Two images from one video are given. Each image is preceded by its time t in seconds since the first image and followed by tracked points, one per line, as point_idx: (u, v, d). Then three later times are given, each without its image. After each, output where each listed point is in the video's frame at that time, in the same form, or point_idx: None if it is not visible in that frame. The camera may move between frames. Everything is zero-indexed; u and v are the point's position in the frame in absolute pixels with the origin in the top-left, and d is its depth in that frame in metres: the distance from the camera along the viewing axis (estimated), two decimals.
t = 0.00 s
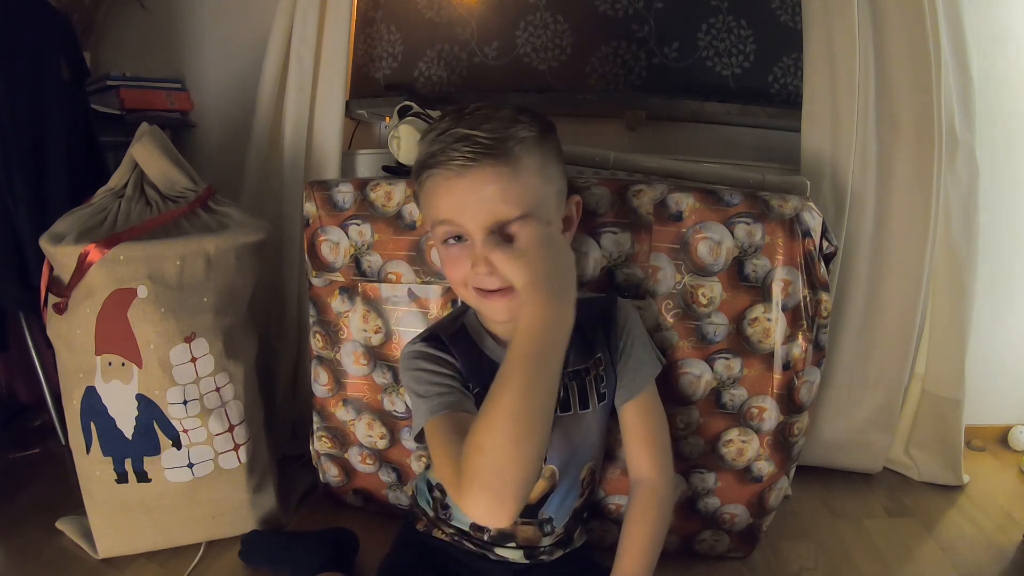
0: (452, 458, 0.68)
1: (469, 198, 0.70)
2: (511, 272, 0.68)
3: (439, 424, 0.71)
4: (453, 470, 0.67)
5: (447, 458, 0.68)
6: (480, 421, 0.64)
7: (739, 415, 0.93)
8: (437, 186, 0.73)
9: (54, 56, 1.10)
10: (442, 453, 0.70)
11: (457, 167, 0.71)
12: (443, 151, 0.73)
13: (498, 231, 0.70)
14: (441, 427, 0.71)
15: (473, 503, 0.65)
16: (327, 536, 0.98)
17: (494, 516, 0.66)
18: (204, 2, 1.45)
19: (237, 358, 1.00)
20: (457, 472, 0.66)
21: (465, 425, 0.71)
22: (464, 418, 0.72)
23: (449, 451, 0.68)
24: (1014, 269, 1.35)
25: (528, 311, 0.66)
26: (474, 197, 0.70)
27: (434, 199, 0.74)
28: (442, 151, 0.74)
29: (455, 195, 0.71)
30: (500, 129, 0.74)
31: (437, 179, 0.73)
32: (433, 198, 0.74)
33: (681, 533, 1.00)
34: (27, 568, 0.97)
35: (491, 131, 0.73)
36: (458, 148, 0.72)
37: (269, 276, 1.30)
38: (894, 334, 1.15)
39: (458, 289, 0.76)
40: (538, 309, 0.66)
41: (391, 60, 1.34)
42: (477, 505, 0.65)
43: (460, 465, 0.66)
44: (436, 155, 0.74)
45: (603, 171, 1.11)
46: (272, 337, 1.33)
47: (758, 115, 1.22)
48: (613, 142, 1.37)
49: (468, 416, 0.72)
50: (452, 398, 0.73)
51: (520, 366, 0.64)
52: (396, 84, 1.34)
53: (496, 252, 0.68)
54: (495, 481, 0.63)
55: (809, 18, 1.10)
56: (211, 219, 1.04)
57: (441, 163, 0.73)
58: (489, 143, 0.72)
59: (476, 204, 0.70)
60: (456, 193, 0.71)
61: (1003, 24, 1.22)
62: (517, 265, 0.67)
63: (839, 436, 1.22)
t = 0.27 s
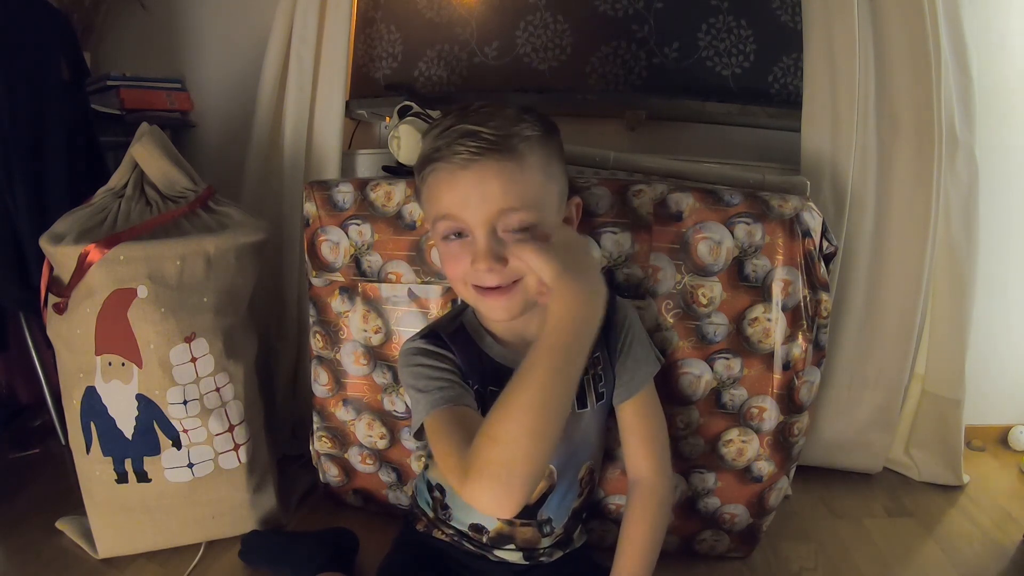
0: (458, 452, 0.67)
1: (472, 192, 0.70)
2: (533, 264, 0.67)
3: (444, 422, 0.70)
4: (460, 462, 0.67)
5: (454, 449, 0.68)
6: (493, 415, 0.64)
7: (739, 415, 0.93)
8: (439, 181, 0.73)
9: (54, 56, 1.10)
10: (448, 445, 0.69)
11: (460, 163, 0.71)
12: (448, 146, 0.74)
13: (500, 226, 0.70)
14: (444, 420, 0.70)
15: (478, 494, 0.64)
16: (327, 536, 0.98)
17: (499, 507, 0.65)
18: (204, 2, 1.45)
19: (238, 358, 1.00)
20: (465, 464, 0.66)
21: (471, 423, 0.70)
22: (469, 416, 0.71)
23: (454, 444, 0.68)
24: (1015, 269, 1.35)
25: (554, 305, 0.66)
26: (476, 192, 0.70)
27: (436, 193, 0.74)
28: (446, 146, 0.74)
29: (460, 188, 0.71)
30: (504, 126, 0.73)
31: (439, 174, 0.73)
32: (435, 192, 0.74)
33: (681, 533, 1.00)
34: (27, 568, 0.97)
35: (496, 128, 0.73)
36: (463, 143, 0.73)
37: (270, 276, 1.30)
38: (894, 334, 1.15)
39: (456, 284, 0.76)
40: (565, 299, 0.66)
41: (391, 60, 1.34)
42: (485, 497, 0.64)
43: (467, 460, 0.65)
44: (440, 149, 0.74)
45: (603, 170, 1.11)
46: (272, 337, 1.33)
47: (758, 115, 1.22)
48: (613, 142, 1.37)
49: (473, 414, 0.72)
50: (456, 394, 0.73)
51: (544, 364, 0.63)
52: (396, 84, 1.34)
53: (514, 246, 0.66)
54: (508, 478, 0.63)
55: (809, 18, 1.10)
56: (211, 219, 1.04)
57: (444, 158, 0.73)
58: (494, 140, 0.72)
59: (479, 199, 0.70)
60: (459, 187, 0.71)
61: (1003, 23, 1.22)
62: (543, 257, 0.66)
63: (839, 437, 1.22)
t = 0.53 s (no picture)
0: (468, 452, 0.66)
1: (475, 184, 0.71)
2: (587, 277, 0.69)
3: (450, 421, 0.69)
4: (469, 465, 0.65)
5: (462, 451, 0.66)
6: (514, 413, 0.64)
7: (739, 416, 0.93)
8: (442, 172, 0.74)
9: (55, 56, 1.10)
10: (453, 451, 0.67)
11: (465, 154, 0.72)
12: (452, 138, 0.74)
13: (501, 218, 0.71)
14: (448, 423, 0.69)
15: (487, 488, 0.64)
16: (327, 536, 0.98)
17: (508, 508, 0.65)
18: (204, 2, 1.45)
19: (238, 358, 1.00)
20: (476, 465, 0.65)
21: (478, 421, 0.70)
22: (476, 414, 0.71)
23: (460, 447, 0.67)
24: (1015, 269, 1.35)
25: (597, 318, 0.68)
26: (480, 183, 0.71)
27: (438, 188, 0.74)
28: (451, 139, 0.75)
29: (463, 180, 0.72)
30: (508, 121, 0.75)
31: (442, 165, 0.74)
32: (437, 185, 0.74)
33: (681, 533, 1.00)
34: (27, 568, 0.97)
35: (500, 123, 0.74)
36: (466, 137, 0.73)
37: (269, 275, 1.30)
38: (894, 334, 1.15)
39: (455, 279, 0.75)
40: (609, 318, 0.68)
41: (391, 60, 1.34)
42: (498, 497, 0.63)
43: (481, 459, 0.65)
44: (444, 142, 0.75)
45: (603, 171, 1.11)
46: (272, 337, 1.33)
47: (758, 115, 1.22)
48: (613, 142, 1.37)
49: (478, 412, 0.72)
50: (461, 392, 0.73)
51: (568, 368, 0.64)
52: (396, 84, 1.34)
53: (558, 223, 0.68)
54: (526, 474, 0.62)
55: (809, 18, 1.10)
56: (211, 219, 1.04)
57: (449, 150, 0.74)
58: (498, 134, 0.73)
59: (483, 191, 0.71)
60: (461, 179, 0.72)
61: (1004, 23, 1.22)
62: (598, 268, 0.69)
63: (839, 437, 1.22)
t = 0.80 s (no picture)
0: (492, 445, 0.67)
1: (479, 184, 0.71)
2: (581, 261, 0.71)
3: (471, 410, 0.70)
4: (495, 457, 0.67)
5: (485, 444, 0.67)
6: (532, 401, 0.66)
7: (739, 415, 0.93)
8: (447, 172, 0.73)
9: (54, 56, 1.10)
10: (475, 446, 0.68)
11: (469, 155, 0.72)
12: (456, 138, 0.74)
13: (505, 218, 0.71)
14: (465, 418, 0.69)
15: (513, 477, 0.66)
16: (327, 536, 0.98)
17: (546, 493, 0.67)
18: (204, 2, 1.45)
19: (238, 358, 1.00)
20: (503, 456, 0.66)
21: (499, 407, 0.70)
22: (492, 402, 0.71)
23: (481, 435, 0.68)
24: (1015, 269, 1.35)
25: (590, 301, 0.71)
26: (483, 183, 0.71)
27: (441, 187, 0.74)
28: (454, 138, 0.74)
29: (467, 180, 0.71)
30: (511, 121, 0.75)
31: (447, 166, 0.74)
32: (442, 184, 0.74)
33: (681, 533, 1.00)
34: (27, 568, 0.97)
35: (503, 122, 0.74)
36: (470, 136, 0.73)
37: (269, 275, 1.30)
38: (894, 334, 1.15)
39: (459, 278, 0.75)
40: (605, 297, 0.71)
41: (391, 60, 1.34)
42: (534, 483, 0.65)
43: (507, 450, 0.66)
44: (448, 142, 0.75)
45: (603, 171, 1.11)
46: (272, 337, 1.33)
47: (758, 115, 1.23)
48: (613, 142, 1.37)
49: (497, 401, 0.72)
50: (477, 383, 0.73)
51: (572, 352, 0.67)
52: (396, 84, 1.34)
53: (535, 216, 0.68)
54: (559, 459, 0.64)
55: (809, 18, 1.10)
56: (211, 219, 1.04)
57: (452, 150, 0.74)
58: (502, 134, 0.73)
59: (487, 191, 0.71)
60: (466, 178, 0.72)
61: (1003, 23, 1.22)
62: (589, 253, 0.71)
63: (839, 437, 1.22)
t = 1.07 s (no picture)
0: (496, 445, 0.66)
1: (483, 184, 0.71)
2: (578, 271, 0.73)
3: (474, 410, 0.69)
4: (498, 458, 0.66)
5: (488, 445, 0.67)
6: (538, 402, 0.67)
7: (739, 415, 0.93)
8: (451, 172, 0.74)
9: (54, 56, 1.10)
10: (478, 447, 0.68)
11: (474, 155, 0.72)
12: (461, 138, 0.74)
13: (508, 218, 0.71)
14: (468, 418, 0.69)
15: (514, 475, 0.66)
16: (327, 536, 0.98)
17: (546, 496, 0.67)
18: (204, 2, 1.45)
19: (238, 358, 1.00)
20: (506, 456, 0.66)
21: (502, 407, 0.70)
22: (495, 403, 0.71)
23: (484, 433, 0.68)
24: (1014, 269, 1.35)
25: (587, 311, 0.74)
26: (487, 183, 0.71)
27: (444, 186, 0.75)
28: (459, 138, 0.75)
29: (471, 180, 0.72)
30: (515, 122, 0.75)
31: (451, 165, 0.74)
32: (446, 183, 0.74)
33: (681, 532, 1.00)
34: (26, 568, 0.97)
35: (508, 123, 0.75)
36: (475, 136, 0.74)
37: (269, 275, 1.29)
38: (894, 334, 1.15)
39: (461, 278, 0.75)
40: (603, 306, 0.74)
41: (390, 60, 1.34)
42: (537, 486, 0.65)
43: (511, 450, 0.65)
44: (452, 142, 0.75)
45: (604, 171, 1.11)
46: (272, 337, 1.33)
47: (758, 115, 1.23)
48: (614, 142, 1.37)
49: (501, 402, 0.72)
50: (481, 384, 0.73)
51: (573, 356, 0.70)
52: (396, 84, 1.34)
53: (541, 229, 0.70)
54: (563, 458, 0.64)
55: (809, 18, 1.10)
56: (211, 219, 1.04)
57: (457, 150, 0.74)
58: (506, 134, 0.73)
59: (491, 191, 0.71)
60: (468, 178, 0.72)
61: (1003, 23, 1.22)
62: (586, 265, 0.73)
63: (839, 437, 1.22)
